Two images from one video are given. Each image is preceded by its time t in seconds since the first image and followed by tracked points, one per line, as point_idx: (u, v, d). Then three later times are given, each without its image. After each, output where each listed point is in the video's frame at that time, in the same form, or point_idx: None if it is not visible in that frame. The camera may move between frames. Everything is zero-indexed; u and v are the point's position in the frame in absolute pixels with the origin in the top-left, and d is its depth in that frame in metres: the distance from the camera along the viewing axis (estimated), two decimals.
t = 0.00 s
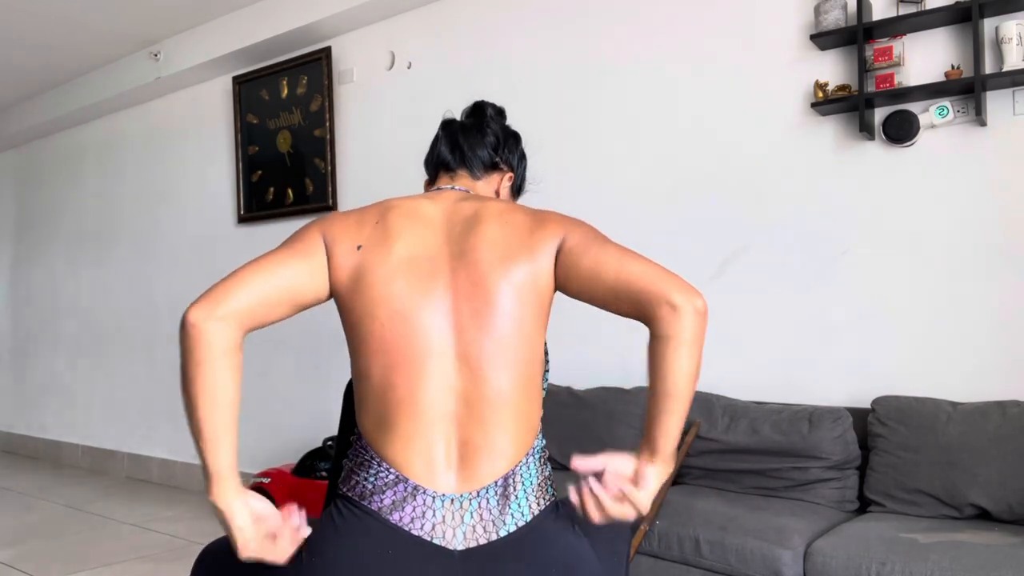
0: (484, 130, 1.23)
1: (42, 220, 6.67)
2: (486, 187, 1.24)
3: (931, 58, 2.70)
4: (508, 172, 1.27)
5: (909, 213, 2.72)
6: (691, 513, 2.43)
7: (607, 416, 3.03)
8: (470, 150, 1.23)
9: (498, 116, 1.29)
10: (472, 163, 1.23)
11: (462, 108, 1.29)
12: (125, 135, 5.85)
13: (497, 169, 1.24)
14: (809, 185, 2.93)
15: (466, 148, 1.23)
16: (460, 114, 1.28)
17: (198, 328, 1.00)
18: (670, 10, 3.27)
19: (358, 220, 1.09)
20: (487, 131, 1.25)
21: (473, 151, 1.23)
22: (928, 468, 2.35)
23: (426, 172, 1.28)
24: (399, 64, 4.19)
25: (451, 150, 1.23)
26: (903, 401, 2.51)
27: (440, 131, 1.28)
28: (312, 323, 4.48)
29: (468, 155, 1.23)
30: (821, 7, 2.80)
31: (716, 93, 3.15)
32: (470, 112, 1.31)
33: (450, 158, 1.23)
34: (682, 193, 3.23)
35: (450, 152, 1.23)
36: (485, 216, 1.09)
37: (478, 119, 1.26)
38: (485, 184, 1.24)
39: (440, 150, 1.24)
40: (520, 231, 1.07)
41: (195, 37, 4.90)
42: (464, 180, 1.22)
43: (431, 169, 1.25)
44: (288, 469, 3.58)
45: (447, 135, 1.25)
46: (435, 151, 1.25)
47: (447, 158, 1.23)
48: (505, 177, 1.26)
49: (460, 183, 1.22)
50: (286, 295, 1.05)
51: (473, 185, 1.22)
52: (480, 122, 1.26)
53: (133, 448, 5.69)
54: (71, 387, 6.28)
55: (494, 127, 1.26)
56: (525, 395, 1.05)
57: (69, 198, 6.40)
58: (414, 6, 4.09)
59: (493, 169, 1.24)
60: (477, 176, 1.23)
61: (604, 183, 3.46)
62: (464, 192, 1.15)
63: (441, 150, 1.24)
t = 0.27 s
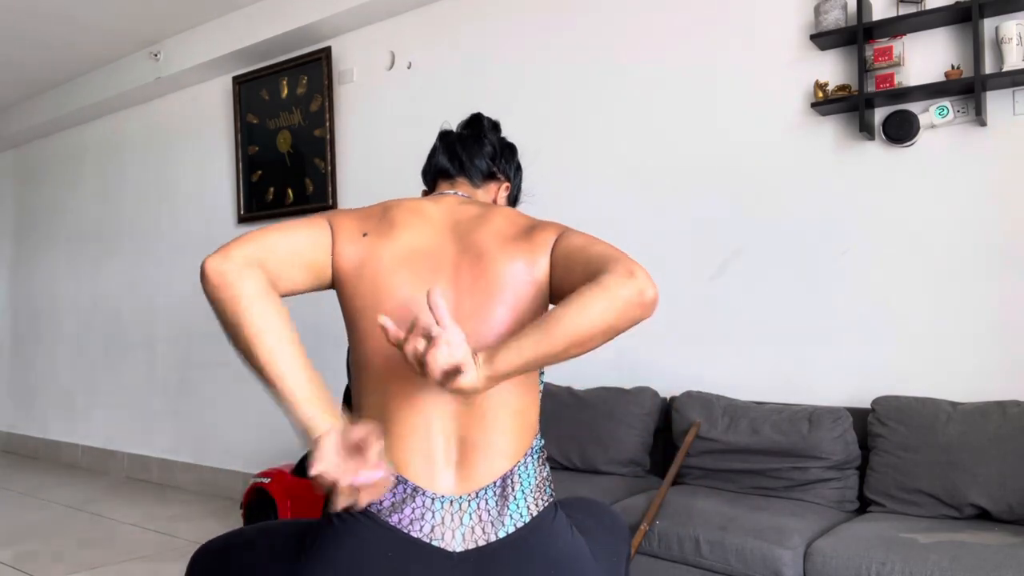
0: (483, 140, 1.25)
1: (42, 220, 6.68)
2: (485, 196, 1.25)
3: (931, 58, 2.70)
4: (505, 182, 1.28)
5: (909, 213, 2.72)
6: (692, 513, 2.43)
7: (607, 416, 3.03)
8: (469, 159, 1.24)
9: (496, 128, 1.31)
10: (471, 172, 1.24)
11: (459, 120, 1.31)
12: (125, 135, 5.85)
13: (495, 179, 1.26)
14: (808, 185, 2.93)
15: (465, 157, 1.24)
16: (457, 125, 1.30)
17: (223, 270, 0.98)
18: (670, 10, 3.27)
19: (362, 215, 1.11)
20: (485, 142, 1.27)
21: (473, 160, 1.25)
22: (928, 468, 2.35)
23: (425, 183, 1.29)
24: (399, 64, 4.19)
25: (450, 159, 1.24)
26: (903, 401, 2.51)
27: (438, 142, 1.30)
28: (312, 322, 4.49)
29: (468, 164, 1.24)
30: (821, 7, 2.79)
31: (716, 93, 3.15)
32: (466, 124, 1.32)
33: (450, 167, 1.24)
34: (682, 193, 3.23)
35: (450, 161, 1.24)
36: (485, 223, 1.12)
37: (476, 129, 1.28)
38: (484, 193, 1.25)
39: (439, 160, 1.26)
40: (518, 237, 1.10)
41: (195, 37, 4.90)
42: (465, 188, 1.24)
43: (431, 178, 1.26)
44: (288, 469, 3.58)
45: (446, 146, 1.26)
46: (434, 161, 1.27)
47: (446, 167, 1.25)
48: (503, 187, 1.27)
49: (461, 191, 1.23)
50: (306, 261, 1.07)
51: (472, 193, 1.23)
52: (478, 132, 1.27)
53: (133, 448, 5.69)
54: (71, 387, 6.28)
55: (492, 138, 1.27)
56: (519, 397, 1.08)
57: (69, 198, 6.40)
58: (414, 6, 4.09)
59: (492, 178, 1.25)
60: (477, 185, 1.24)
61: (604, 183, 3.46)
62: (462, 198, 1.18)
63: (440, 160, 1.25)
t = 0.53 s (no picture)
0: (468, 139, 1.26)
1: (42, 220, 6.67)
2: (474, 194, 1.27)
3: (931, 58, 2.70)
4: (493, 179, 1.29)
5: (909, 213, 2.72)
6: (692, 513, 2.43)
7: (607, 416, 3.03)
8: (456, 159, 1.26)
9: (484, 125, 1.32)
10: (458, 171, 1.25)
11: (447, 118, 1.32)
12: (124, 135, 5.85)
13: (482, 177, 1.27)
14: (808, 184, 2.93)
15: (452, 157, 1.26)
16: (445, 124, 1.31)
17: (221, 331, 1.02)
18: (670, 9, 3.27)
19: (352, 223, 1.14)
20: (472, 140, 1.28)
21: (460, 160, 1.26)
22: (928, 467, 2.35)
23: (414, 184, 1.31)
24: (399, 64, 4.19)
25: (436, 159, 1.26)
26: (902, 401, 2.51)
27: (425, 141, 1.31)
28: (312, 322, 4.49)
29: (454, 163, 1.26)
30: (822, 7, 2.79)
31: (716, 93, 3.15)
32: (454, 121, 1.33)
33: (437, 167, 1.26)
34: (682, 193, 3.23)
35: (436, 161, 1.26)
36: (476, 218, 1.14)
37: (463, 127, 1.29)
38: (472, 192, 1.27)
39: (426, 159, 1.27)
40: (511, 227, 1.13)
41: (195, 37, 4.90)
42: (451, 188, 1.25)
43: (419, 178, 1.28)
44: (289, 470, 3.59)
45: (432, 145, 1.28)
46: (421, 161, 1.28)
47: (434, 167, 1.26)
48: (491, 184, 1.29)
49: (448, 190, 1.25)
50: (303, 292, 1.10)
51: (460, 192, 1.25)
52: (466, 130, 1.28)
53: (133, 448, 5.69)
54: (71, 387, 6.28)
55: (479, 136, 1.28)
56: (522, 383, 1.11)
57: (69, 198, 6.40)
58: (414, 6, 4.09)
59: (479, 176, 1.27)
60: (464, 183, 1.26)
61: (604, 183, 3.46)
62: (450, 197, 1.20)
63: (428, 159, 1.27)
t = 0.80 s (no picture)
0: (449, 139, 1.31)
1: (42, 220, 6.67)
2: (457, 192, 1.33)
3: (931, 58, 2.70)
4: (475, 175, 1.35)
5: (910, 213, 2.72)
6: (691, 513, 2.43)
7: (607, 416, 3.03)
8: (438, 159, 1.31)
9: (464, 122, 1.36)
10: (441, 170, 1.31)
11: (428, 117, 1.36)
12: (124, 135, 5.85)
13: (464, 175, 1.32)
14: (808, 184, 2.93)
15: (434, 158, 1.31)
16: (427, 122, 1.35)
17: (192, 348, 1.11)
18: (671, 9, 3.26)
19: (345, 220, 1.22)
20: (454, 140, 1.32)
21: (443, 160, 1.31)
22: (927, 467, 2.35)
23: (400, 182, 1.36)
24: (399, 64, 4.19)
25: (420, 160, 1.31)
26: (902, 401, 2.51)
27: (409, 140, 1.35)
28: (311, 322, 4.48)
29: (437, 164, 1.31)
30: (822, 7, 2.79)
31: (716, 93, 3.15)
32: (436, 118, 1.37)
33: (420, 168, 1.31)
34: (682, 193, 3.23)
35: (419, 163, 1.31)
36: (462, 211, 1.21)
37: (444, 126, 1.33)
38: (455, 190, 1.32)
39: (410, 160, 1.32)
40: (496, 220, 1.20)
41: (196, 37, 4.90)
42: (436, 188, 1.31)
43: (405, 178, 1.33)
44: (289, 469, 3.59)
45: (415, 146, 1.32)
46: (406, 162, 1.33)
47: (418, 169, 1.32)
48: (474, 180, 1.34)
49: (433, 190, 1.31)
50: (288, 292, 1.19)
51: (444, 192, 1.31)
52: (446, 130, 1.33)
53: (133, 448, 5.69)
54: (71, 387, 6.27)
55: (460, 134, 1.33)
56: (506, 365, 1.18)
57: (69, 198, 6.40)
58: (414, 6, 4.09)
59: (461, 174, 1.32)
60: (447, 181, 1.32)
61: (604, 183, 3.46)
62: (436, 196, 1.28)
63: (411, 160, 1.32)
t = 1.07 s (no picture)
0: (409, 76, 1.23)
1: (42, 220, 6.67)
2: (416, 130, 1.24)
3: (931, 58, 2.70)
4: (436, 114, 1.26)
5: (910, 213, 2.72)
6: (691, 513, 2.43)
7: (607, 416, 3.03)
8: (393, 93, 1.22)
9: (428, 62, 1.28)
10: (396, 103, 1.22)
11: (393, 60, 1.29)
12: (124, 134, 5.85)
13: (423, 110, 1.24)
14: (808, 184, 2.93)
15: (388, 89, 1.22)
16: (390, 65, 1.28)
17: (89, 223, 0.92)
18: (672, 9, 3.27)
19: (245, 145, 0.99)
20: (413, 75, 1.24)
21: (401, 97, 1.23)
22: (928, 467, 2.35)
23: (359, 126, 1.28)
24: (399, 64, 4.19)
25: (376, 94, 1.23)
26: (902, 401, 2.51)
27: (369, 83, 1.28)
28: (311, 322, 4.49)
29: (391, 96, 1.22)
30: (822, 7, 2.80)
31: (716, 93, 3.15)
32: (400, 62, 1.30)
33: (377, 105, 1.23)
34: (682, 193, 3.23)
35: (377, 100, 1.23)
36: (392, 119, 0.98)
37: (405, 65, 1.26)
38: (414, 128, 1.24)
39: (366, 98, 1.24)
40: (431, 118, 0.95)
41: (195, 37, 4.90)
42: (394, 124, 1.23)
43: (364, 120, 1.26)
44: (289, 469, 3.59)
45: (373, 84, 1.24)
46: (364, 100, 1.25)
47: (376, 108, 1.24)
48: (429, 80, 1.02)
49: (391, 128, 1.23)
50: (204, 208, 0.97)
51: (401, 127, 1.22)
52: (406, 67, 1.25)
53: (133, 448, 5.69)
54: (71, 386, 6.28)
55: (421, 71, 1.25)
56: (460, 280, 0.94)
57: (69, 197, 6.40)
58: (414, 6, 4.09)
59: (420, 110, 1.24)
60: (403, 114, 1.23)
61: (603, 182, 3.46)
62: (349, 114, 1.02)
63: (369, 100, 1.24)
